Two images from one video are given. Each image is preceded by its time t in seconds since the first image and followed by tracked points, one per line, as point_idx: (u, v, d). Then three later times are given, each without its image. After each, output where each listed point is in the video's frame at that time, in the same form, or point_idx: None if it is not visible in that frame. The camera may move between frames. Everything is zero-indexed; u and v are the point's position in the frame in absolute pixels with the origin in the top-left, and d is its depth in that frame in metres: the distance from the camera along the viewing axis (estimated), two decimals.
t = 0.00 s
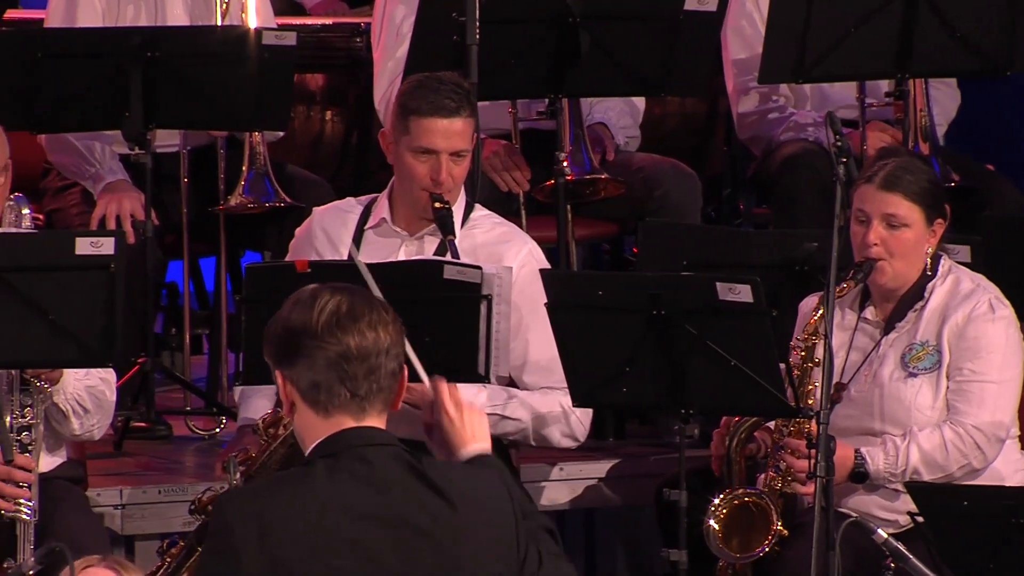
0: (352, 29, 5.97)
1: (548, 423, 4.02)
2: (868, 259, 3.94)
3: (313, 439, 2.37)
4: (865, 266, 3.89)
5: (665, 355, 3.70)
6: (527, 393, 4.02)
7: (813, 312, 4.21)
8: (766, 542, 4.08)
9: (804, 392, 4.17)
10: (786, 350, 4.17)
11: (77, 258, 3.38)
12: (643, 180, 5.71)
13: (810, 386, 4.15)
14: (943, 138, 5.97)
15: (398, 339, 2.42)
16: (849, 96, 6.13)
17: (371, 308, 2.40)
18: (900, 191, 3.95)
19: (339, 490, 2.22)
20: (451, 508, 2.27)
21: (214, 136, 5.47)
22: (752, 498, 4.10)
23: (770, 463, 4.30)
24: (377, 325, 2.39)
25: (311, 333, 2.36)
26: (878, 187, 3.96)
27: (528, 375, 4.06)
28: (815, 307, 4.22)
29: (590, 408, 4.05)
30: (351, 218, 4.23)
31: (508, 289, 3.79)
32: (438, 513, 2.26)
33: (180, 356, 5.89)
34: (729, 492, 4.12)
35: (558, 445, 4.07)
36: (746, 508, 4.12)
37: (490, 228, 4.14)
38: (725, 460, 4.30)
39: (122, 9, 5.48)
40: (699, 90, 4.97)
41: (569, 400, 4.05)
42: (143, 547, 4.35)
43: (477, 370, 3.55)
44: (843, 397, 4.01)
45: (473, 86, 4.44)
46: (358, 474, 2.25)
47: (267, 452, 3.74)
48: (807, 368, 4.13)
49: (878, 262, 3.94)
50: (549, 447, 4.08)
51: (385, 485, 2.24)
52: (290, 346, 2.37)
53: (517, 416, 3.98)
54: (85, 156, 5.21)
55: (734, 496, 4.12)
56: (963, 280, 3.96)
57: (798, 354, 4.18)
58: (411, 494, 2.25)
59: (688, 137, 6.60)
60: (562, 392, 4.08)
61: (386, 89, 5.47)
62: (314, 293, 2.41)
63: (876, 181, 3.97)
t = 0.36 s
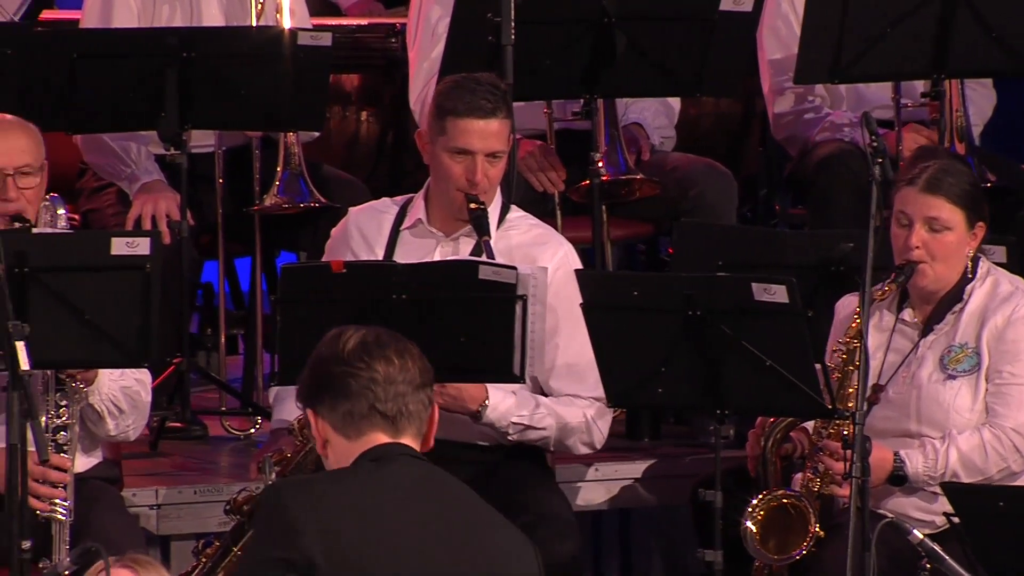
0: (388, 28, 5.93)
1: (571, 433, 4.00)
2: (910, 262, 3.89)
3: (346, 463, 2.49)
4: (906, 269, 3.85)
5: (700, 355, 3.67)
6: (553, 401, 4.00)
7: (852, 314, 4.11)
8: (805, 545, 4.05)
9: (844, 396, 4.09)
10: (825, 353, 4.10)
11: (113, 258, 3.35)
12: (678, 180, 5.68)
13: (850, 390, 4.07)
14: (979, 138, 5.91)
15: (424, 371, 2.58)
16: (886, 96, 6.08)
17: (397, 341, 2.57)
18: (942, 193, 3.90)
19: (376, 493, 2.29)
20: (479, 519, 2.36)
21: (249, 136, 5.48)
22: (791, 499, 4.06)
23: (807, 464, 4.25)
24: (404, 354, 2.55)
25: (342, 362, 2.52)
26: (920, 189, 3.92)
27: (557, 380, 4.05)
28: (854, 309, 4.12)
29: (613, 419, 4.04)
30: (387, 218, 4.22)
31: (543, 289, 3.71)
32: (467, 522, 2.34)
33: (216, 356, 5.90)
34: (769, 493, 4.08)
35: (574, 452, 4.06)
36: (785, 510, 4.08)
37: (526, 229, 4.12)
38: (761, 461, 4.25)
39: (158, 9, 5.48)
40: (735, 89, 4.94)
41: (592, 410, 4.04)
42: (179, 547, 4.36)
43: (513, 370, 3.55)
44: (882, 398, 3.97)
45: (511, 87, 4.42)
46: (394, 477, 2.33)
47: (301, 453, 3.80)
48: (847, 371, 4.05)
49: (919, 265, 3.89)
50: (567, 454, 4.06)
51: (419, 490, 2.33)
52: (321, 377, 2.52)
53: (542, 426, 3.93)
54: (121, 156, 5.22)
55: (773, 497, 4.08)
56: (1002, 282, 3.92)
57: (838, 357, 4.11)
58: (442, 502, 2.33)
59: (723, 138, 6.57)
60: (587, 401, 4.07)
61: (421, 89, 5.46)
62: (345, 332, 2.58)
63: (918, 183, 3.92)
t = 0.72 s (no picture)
0: (423, 34, 5.95)
1: (613, 435, 3.98)
2: (943, 267, 3.86)
3: (380, 468, 2.54)
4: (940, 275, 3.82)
5: (736, 360, 3.65)
6: (593, 402, 3.98)
7: (887, 319, 4.09)
8: (838, 550, 4.02)
9: (878, 401, 4.06)
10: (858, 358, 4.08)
11: (148, 264, 3.34)
12: (712, 185, 5.66)
13: (884, 396, 4.06)
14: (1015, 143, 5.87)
15: (459, 374, 2.60)
16: (921, 101, 6.02)
17: (431, 346, 2.59)
18: (976, 199, 3.86)
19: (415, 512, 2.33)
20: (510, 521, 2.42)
21: (284, 141, 5.49)
22: (825, 505, 4.02)
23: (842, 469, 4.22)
24: (437, 360, 2.57)
25: (376, 369, 2.54)
26: (954, 195, 3.88)
27: (594, 384, 4.03)
28: (889, 314, 4.10)
29: (655, 421, 4.01)
30: (423, 223, 4.22)
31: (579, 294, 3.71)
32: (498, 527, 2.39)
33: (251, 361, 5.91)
34: (802, 499, 4.04)
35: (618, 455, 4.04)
36: (819, 516, 4.04)
37: (561, 233, 4.11)
38: (797, 466, 4.23)
39: (193, 14, 5.50)
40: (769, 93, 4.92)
41: (634, 411, 4.01)
42: (213, 552, 4.36)
43: (548, 375, 3.53)
44: (916, 404, 3.93)
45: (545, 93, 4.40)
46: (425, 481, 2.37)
47: (336, 457, 3.81)
48: (881, 377, 4.04)
49: (953, 270, 3.86)
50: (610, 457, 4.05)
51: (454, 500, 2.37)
52: (356, 383, 2.55)
53: (581, 427, 3.92)
54: (156, 161, 5.23)
55: (806, 503, 4.04)
56: None
57: (873, 362, 4.09)
58: (475, 509, 2.38)
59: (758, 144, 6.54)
60: (627, 403, 4.04)
61: (456, 96, 5.44)
62: (380, 335, 2.59)
63: (951, 188, 3.89)
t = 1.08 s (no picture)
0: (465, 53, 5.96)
1: (659, 451, 3.95)
2: (987, 284, 3.79)
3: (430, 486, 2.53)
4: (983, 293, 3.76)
5: (778, 379, 3.62)
6: (637, 419, 3.96)
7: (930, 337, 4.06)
8: (880, 568, 4.01)
9: (920, 420, 4.03)
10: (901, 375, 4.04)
11: (190, 282, 3.33)
12: (755, 203, 5.62)
13: (926, 413, 4.02)
14: None
15: (510, 393, 2.52)
16: (963, 119, 5.97)
17: (479, 366, 2.52)
18: (1019, 216, 3.81)
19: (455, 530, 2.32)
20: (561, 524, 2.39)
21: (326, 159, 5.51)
22: (868, 522, 4.00)
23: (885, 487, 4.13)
24: (484, 382, 2.50)
25: (420, 392, 2.50)
26: (997, 212, 3.83)
27: (638, 401, 4.02)
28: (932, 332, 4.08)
29: (701, 437, 3.97)
30: (464, 241, 4.22)
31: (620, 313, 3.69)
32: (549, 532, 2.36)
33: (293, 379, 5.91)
34: (844, 516, 4.01)
35: (664, 472, 4.00)
36: (861, 533, 4.02)
37: (602, 252, 4.10)
38: (840, 484, 4.17)
39: (237, 33, 5.51)
40: (813, 111, 4.89)
41: (679, 428, 3.98)
42: (255, 570, 4.37)
43: (589, 395, 3.54)
44: (958, 422, 3.89)
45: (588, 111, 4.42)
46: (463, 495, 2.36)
47: (378, 475, 3.79)
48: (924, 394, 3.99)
49: (997, 288, 3.80)
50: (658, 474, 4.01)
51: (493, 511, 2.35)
52: (404, 404, 2.52)
53: (626, 444, 3.89)
54: (199, 179, 5.26)
55: (849, 520, 4.01)
56: None
57: (915, 380, 4.03)
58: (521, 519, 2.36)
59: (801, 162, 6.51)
60: (671, 419, 4.02)
61: (498, 114, 5.44)
62: (431, 354, 2.54)
63: (994, 206, 3.84)
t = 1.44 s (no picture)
0: (517, 65, 5.99)
1: (702, 470, 3.94)
2: None
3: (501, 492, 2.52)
4: None
5: (830, 391, 3.61)
6: (684, 436, 3.94)
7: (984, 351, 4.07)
8: None
9: (975, 433, 4.04)
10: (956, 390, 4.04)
11: (243, 293, 3.33)
12: (806, 215, 5.61)
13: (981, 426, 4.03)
14: None
15: (590, 408, 2.49)
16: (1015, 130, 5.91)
17: (560, 379, 2.49)
18: None
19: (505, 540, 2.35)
20: (626, 527, 2.38)
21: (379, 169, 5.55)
22: (921, 536, 3.98)
23: (938, 500, 4.12)
24: (563, 396, 2.47)
25: (498, 402, 2.48)
26: None
27: (685, 416, 4.02)
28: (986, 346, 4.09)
29: (744, 455, 3.97)
30: (518, 253, 4.23)
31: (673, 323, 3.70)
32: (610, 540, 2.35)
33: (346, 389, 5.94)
34: (898, 530, 3.99)
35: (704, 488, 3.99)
36: (914, 546, 3.99)
37: (656, 265, 4.11)
38: (892, 495, 4.14)
39: (290, 45, 5.55)
40: (866, 123, 4.87)
41: (722, 446, 3.98)
42: None
43: (640, 406, 3.55)
44: (1012, 435, 3.86)
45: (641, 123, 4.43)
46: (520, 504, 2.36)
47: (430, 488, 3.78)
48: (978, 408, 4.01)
49: None
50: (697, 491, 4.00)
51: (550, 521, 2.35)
52: (482, 410, 2.50)
53: (672, 463, 3.88)
54: (251, 191, 5.30)
55: (902, 534, 3.99)
56: None
57: (970, 394, 4.05)
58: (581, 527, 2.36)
59: (852, 173, 6.48)
60: (717, 437, 4.02)
61: (551, 124, 5.46)
62: (514, 362, 2.51)
63: None
